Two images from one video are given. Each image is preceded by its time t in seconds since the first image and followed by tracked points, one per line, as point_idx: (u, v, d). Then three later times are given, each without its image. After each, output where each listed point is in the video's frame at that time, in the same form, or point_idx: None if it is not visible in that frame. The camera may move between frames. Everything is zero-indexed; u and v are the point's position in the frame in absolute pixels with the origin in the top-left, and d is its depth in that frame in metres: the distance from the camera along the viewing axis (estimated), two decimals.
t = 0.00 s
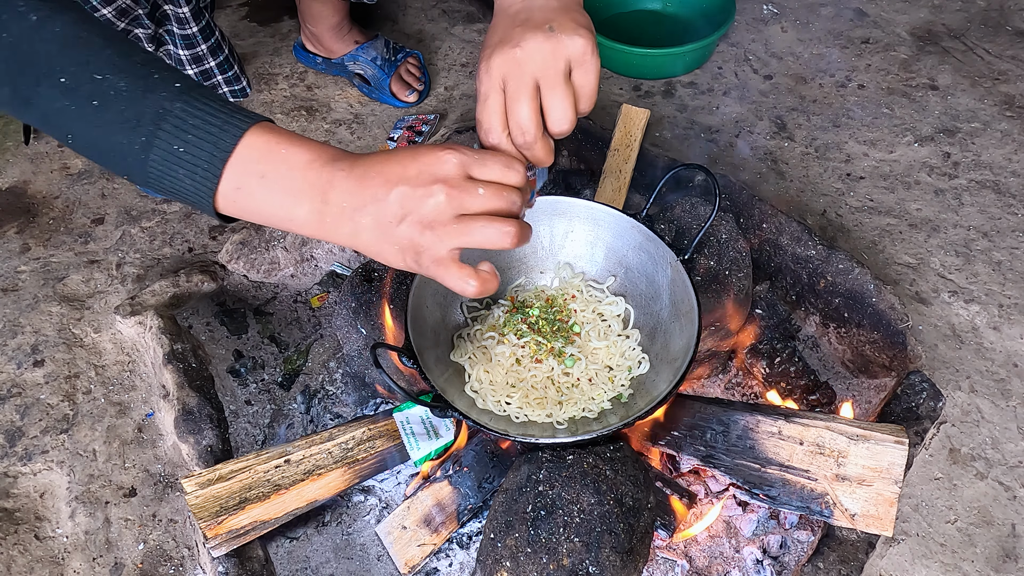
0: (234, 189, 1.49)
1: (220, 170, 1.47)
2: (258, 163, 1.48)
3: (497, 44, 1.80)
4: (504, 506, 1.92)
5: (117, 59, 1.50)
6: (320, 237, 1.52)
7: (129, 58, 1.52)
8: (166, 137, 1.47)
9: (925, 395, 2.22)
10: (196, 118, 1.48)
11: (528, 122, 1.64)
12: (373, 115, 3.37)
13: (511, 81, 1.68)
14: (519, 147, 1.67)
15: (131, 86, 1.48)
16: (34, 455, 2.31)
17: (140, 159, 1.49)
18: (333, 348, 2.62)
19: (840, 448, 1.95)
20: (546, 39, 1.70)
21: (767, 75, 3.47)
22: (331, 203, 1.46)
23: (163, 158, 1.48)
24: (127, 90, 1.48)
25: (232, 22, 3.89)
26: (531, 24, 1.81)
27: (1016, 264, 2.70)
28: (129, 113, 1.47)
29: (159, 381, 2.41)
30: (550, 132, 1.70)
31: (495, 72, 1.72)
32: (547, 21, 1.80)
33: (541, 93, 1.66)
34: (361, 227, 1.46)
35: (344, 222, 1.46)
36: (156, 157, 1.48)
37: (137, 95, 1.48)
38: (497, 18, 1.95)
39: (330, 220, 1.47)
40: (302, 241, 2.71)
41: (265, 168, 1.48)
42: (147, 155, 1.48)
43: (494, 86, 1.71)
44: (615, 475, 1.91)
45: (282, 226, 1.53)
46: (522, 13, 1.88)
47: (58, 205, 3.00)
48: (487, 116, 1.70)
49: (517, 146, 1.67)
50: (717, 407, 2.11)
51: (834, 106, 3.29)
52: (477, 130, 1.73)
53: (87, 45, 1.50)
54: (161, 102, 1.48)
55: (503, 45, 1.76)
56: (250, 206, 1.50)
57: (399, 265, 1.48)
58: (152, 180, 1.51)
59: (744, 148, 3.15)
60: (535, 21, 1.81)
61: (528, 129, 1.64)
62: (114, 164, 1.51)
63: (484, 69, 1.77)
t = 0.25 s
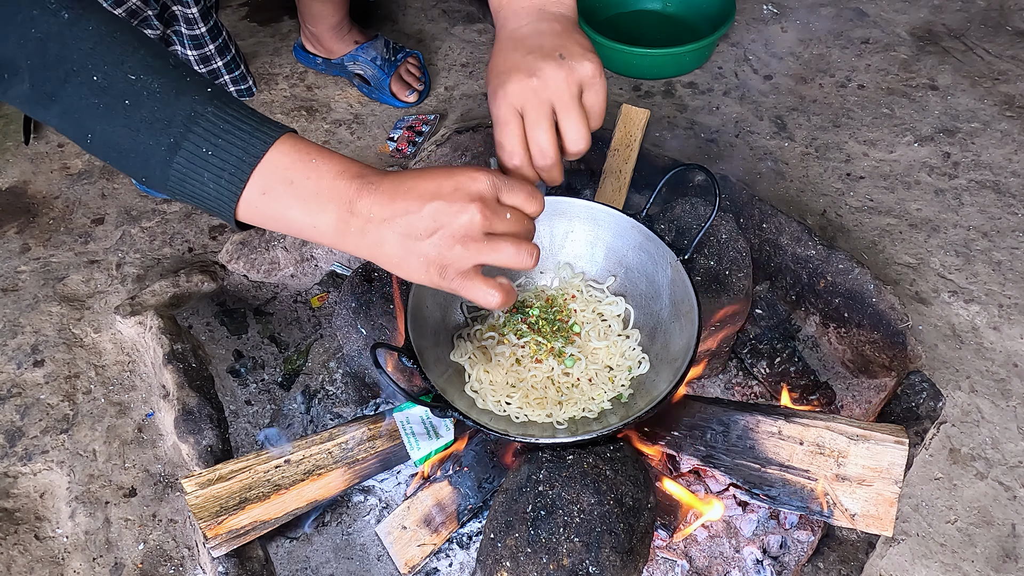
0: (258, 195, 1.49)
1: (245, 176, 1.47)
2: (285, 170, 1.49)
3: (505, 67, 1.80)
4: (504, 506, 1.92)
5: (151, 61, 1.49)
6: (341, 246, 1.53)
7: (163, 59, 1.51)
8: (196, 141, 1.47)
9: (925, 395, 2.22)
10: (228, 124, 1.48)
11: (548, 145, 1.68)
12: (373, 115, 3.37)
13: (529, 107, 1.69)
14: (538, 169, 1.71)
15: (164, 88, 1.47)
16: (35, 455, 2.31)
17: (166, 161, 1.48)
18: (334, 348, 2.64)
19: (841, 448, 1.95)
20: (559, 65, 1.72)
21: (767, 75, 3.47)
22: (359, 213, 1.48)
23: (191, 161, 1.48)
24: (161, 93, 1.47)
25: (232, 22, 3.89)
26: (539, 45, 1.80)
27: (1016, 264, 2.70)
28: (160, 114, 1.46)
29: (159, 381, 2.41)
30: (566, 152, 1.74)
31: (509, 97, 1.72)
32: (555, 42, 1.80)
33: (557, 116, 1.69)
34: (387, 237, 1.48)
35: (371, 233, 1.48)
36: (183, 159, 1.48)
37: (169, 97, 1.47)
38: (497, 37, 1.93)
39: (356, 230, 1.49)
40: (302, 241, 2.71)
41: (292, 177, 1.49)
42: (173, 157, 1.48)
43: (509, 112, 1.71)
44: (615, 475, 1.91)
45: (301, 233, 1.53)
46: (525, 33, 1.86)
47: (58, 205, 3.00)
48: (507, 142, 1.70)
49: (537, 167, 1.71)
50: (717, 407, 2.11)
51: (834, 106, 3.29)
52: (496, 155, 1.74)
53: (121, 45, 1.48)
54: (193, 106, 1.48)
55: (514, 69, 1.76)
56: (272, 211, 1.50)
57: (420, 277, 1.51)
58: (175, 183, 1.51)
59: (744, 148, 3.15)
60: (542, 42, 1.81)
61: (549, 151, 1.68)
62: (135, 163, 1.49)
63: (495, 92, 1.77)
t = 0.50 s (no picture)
0: (240, 186, 1.53)
1: (225, 170, 1.52)
2: (265, 161, 1.52)
3: (514, 84, 1.79)
4: (504, 506, 1.92)
5: (117, 68, 1.57)
6: (328, 231, 1.52)
7: (130, 66, 1.59)
8: (170, 141, 1.54)
9: (925, 395, 2.22)
10: (199, 121, 1.55)
11: (572, 153, 1.69)
12: (373, 114, 3.37)
13: (547, 119, 1.69)
14: (569, 178, 1.72)
15: (133, 93, 1.55)
16: (35, 455, 2.31)
17: (143, 164, 1.55)
18: (333, 348, 2.61)
19: (841, 448, 1.95)
20: (568, 76, 1.72)
21: (767, 75, 3.47)
22: (340, 193, 1.47)
23: (167, 162, 1.54)
24: (130, 98, 1.55)
25: (232, 22, 3.89)
26: (543, 59, 1.79)
27: (1016, 264, 2.70)
28: (132, 119, 1.54)
29: (159, 381, 2.41)
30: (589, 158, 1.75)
31: (526, 112, 1.71)
32: (561, 52, 1.80)
33: (574, 125, 1.69)
34: (368, 215, 1.45)
35: (352, 212, 1.46)
36: (160, 161, 1.54)
37: (139, 101, 1.55)
38: (496, 52, 1.91)
39: (338, 211, 1.47)
40: (302, 241, 2.71)
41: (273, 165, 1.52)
42: (150, 160, 1.54)
43: (529, 129, 1.70)
44: (615, 475, 1.91)
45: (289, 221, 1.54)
46: (526, 46, 1.85)
47: (58, 205, 3.00)
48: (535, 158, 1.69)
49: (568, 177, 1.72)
50: (717, 407, 2.11)
51: (834, 106, 3.29)
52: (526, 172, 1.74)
53: (86, 58, 1.57)
54: (163, 108, 1.55)
55: (522, 84, 1.75)
56: (256, 201, 1.53)
57: (405, 257, 1.47)
58: (155, 186, 1.57)
59: (744, 148, 3.15)
60: (546, 54, 1.81)
61: (575, 158, 1.69)
62: (115, 170, 1.56)
63: (508, 110, 1.76)
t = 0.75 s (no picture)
0: (229, 197, 1.54)
1: (213, 180, 1.54)
2: (254, 170, 1.53)
3: (509, 54, 1.78)
4: (504, 506, 1.92)
5: (107, 74, 1.59)
6: (318, 241, 1.53)
7: (120, 72, 1.61)
8: (158, 148, 1.56)
9: (925, 395, 2.22)
10: (187, 129, 1.56)
11: (553, 132, 1.67)
12: (373, 115, 3.37)
13: (534, 93, 1.67)
14: (546, 157, 1.70)
15: (122, 99, 1.57)
16: (34, 455, 2.31)
17: (131, 170, 1.56)
18: (333, 348, 2.64)
19: (841, 448, 1.94)
20: (562, 54, 1.72)
21: (767, 75, 3.47)
22: (326, 202, 1.47)
23: (155, 169, 1.56)
24: (119, 104, 1.57)
25: (232, 23, 3.90)
26: (541, 35, 1.80)
27: (1016, 264, 2.70)
28: (121, 125, 1.56)
29: (159, 381, 2.41)
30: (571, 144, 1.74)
31: (515, 82, 1.69)
32: (557, 34, 1.80)
33: (561, 104, 1.68)
34: (355, 222, 1.45)
35: (340, 221, 1.46)
36: (147, 167, 1.56)
37: (128, 108, 1.57)
38: (496, 25, 1.91)
39: (326, 220, 1.47)
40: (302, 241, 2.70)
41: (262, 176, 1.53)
42: (138, 166, 1.56)
43: (514, 99, 1.68)
44: (615, 475, 1.91)
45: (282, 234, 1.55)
46: (526, 24, 1.85)
47: (58, 206, 3.00)
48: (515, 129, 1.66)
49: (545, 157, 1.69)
50: (717, 406, 2.11)
51: (834, 106, 3.29)
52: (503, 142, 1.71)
53: (78, 62, 1.59)
54: (152, 115, 1.57)
55: (517, 56, 1.74)
56: (247, 212, 1.54)
57: (398, 262, 1.45)
58: (144, 191, 1.59)
59: (744, 148, 3.15)
60: (544, 34, 1.81)
61: (555, 140, 1.67)
62: (104, 175, 1.58)
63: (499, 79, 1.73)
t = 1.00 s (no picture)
0: (218, 202, 1.53)
1: (202, 183, 1.51)
2: (243, 174, 1.52)
3: (500, 60, 1.82)
4: (504, 507, 1.92)
5: (98, 72, 1.57)
6: (309, 248, 1.56)
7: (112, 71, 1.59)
8: (147, 151, 1.53)
9: (925, 395, 2.22)
10: (177, 131, 1.53)
11: (539, 134, 1.68)
12: (373, 115, 3.37)
13: (521, 96, 1.71)
14: (531, 159, 1.70)
15: (112, 99, 1.54)
16: (34, 455, 2.31)
17: (121, 172, 1.55)
18: (333, 347, 2.62)
19: (841, 448, 1.94)
20: (551, 56, 1.74)
21: (767, 75, 3.47)
22: (320, 217, 1.50)
23: (145, 170, 1.54)
24: (109, 103, 1.54)
25: (233, 23, 3.90)
26: (532, 39, 1.83)
27: (1016, 264, 2.70)
28: (110, 125, 1.53)
29: (159, 381, 2.41)
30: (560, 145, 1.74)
31: (503, 87, 1.73)
32: (547, 37, 1.83)
33: (549, 106, 1.70)
34: (350, 242, 1.50)
35: (335, 237, 1.50)
36: (138, 169, 1.54)
37: (118, 107, 1.54)
38: (492, 33, 1.97)
39: (320, 235, 1.51)
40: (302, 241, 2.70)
41: (251, 179, 1.52)
42: (128, 168, 1.54)
43: (500, 104, 1.72)
44: (615, 475, 1.91)
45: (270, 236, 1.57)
46: (520, 29, 1.89)
47: (58, 206, 3.00)
48: (500, 132, 1.70)
49: (531, 160, 1.70)
50: (717, 407, 2.11)
51: (834, 106, 3.29)
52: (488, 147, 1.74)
53: (69, 60, 1.57)
54: (142, 115, 1.54)
55: (507, 60, 1.78)
56: (236, 216, 1.54)
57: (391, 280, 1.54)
58: (135, 193, 1.58)
59: (744, 148, 3.15)
60: (536, 38, 1.84)
61: (540, 141, 1.68)
62: (93, 175, 1.56)
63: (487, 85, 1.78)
